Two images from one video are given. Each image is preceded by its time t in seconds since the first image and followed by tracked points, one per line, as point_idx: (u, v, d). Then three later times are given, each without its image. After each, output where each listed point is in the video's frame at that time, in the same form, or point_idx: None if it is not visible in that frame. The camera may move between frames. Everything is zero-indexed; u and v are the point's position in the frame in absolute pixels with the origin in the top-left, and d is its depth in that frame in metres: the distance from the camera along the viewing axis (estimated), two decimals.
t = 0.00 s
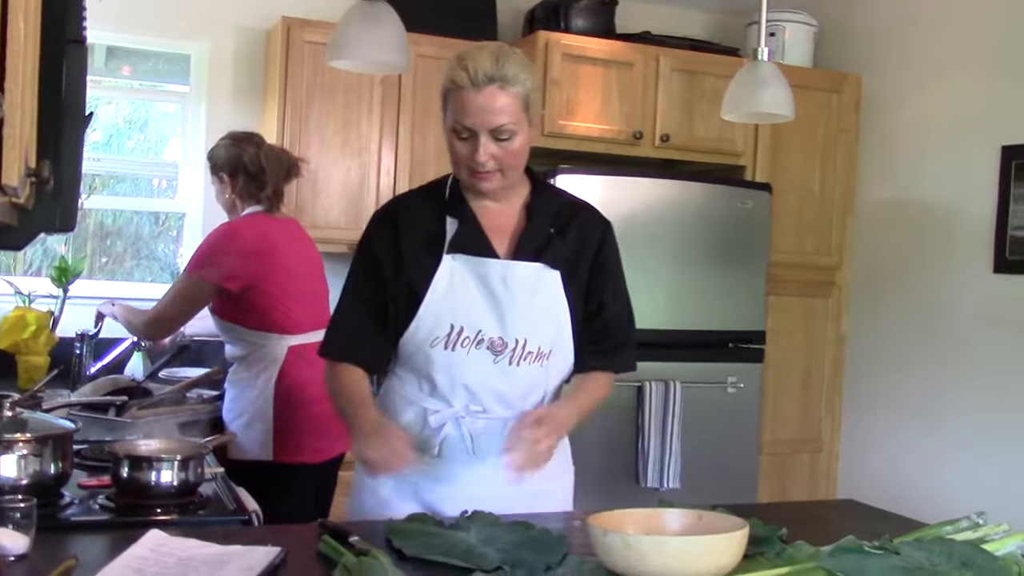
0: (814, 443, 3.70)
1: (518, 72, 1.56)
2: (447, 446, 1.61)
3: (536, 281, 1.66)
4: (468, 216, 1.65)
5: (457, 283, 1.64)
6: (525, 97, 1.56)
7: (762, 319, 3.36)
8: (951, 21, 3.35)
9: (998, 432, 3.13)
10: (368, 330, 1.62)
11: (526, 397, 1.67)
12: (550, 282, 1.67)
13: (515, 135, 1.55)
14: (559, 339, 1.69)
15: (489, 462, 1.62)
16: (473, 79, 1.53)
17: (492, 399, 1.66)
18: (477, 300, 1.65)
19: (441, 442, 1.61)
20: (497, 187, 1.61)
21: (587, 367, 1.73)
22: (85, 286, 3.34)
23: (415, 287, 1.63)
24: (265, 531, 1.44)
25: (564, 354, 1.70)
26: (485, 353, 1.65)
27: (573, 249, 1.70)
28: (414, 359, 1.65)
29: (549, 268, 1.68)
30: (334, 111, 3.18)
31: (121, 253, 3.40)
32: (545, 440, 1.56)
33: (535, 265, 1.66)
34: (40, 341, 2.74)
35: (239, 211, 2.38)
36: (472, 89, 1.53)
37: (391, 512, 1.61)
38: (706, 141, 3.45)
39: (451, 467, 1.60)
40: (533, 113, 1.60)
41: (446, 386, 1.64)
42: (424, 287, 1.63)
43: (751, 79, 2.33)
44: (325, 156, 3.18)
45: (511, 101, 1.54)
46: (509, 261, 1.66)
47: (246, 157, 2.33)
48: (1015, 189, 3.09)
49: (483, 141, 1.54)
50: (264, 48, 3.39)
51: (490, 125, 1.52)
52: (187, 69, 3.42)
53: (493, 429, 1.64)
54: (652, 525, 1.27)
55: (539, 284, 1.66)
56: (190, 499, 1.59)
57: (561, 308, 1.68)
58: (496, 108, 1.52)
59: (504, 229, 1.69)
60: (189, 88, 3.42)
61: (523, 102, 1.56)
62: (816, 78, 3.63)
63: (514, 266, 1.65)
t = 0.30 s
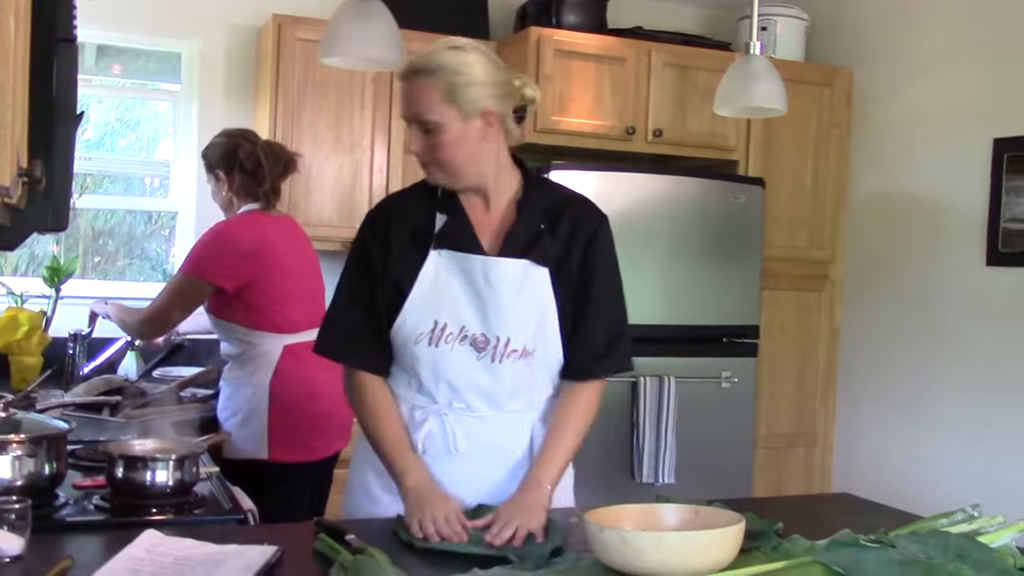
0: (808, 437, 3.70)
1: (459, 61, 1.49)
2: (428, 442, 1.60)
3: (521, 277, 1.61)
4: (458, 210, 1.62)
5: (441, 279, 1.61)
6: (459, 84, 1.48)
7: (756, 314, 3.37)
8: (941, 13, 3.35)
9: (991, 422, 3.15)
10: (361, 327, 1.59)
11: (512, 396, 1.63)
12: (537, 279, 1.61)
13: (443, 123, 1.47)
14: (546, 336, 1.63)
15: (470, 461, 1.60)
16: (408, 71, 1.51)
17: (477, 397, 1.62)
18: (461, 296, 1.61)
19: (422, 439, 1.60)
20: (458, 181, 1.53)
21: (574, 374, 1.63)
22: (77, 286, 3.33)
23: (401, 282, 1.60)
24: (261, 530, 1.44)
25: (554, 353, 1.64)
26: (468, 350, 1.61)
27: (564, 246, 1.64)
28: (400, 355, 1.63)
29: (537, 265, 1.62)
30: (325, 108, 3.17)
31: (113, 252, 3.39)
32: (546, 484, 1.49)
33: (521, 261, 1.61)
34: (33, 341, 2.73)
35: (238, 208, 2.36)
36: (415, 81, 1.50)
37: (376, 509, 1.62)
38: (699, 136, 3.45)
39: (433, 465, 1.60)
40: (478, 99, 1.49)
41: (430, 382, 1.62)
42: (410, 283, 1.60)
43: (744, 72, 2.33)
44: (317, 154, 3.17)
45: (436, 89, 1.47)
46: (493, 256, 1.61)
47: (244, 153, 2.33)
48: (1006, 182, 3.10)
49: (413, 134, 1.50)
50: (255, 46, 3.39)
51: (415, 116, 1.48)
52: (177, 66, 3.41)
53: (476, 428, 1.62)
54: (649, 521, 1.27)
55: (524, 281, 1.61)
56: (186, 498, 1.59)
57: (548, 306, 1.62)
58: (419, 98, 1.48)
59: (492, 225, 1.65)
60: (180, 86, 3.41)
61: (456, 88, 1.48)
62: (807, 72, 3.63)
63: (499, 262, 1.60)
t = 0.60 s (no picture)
0: (806, 432, 3.71)
1: (449, 57, 1.51)
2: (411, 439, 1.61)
3: (498, 274, 1.59)
4: (449, 209, 1.65)
5: (424, 277, 1.63)
6: (452, 79, 1.50)
7: (753, 310, 3.37)
8: (935, 7, 3.35)
9: (989, 415, 3.15)
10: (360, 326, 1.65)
11: (493, 395, 1.61)
12: (514, 276, 1.59)
13: (440, 119, 1.49)
14: (527, 334, 1.60)
15: (450, 460, 1.60)
16: (400, 72, 1.53)
17: (459, 396, 1.62)
18: (440, 293, 1.62)
19: (406, 435, 1.62)
20: (456, 179, 1.55)
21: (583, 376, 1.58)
22: (73, 288, 3.33)
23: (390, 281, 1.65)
24: (260, 531, 1.44)
25: (535, 351, 1.61)
26: (447, 348, 1.62)
27: (549, 241, 1.60)
28: (391, 352, 1.66)
29: (520, 262, 1.59)
30: (320, 109, 3.17)
31: (108, 254, 3.39)
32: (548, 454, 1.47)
33: (501, 257, 1.59)
34: (30, 345, 2.72)
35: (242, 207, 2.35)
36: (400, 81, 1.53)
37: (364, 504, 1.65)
38: (694, 132, 3.45)
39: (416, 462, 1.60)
40: (471, 94, 1.51)
41: (415, 380, 1.63)
42: (397, 281, 1.65)
43: (738, 69, 2.33)
44: (313, 154, 3.17)
45: (432, 85, 1.50)
46: (472, 254, 1.62)
47: (252, 152, 2.33)
48: (1002, 175, 3.10)
49: (412, 132, 1.52)
50: (250, 47, 3.38)
51: (414, 114, 1.50)
52: (172, 68, 3.41)
53: (457, 427, 1.61)
54: (649, 518, 1.27)
55: (500, 277, 1.59)
56: (185, 500, 1.59)
57: (526, 302, 1.59)
58: (414, 96, 1.50)
59: (478, 222, 1.65)
60: (174, 88, 3.41)
61: (448, 84, 1.50)
62: (802, 67, 3.63)
63: (475, 259, 1.60)
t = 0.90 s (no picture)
0: (806, 431, 3.71)
1: (483, 54, 1.50)
2: (433, 450, 1.61)
3: (519, 282, 1.62)
4: (458, 213, 1.63)
5: (438, 287, 1.62)
6: (492, 79, 1.50)
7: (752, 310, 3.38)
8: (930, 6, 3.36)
9: (988, 412, 3.15)
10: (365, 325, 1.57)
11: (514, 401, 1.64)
12: (535, 283, 1.62)
13: (485, 117, 1.48)
14: (545, 339, 1.65)
15: (474, 467, 1.61)
16: (435, 64, 1.49)
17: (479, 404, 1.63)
18: (458, 303, 1.62)
19: (426, 446, 1.61)
20: (479, 179, 1.54)
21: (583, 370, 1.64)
22: (72, 296, 3.33)
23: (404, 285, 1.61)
24: (262, 536, 1.44)
25: (553, 354, 1.66)
26: (467, 357, 1.63)
27: (564, 246, 1.65)
28: (402, 362, 1.65)
29: (539, 269, 1.62)
30: (317, 114, 3.17)
31: (105, 261, 3.39)
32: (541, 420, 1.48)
33: (521, 266, 1.62)
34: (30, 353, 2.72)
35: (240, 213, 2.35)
36: (435, 74, 1.49)
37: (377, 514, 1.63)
38: (691, 133, 3.46)
39: (439, 471, 1.61)
40: (507, 95, 1.53)
41: (432, 390, 1.63)
42: (409, 287, 1.62)
43: (734, 70, 2.34)
44: (310, 159, 3.17)
45: (476, 82, 1.48)
46: (491, 262, 1.63)
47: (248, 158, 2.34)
48: (999, 172, 3.10)
49: (450, 126, 1.47)
50: (246, 53, 3.39)
51: (455, 108, 1.47)
52: (169, 75, 3.41)
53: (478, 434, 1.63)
54: (650, 519, 1.27)
55: (521, 286, 1.62)
56: (187, 507, 1.59)
57: (546, 308, 1.63)
58: (460, 90, 1.47)
59: (491, 227, 1.66)
60: (171, 95, 3.41)
61: (492, 83, 1.50)
62: (797, 67, 3.64)
63: (495, 268, 1.61)
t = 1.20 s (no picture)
0: (808, 436, 3.71)
1: (508, 52, 1.50)
2: (452, 452, 1.57)
3: (543, 283, 1.60)
4: (474, 214, 1.59)
5: (461, 288, 1.57)
6: (517, 78, 1.51)
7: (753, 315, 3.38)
8: (932, 11, 3.36)
9: (990, 418, 3.15)
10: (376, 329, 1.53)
11: (533, 403, 1.62)
12: (558, 284, 1.62)
13: (508, 114, 1.48)
14: (563, 341, 1.65)
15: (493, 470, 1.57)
16: (462, 61, 1.48)
17: (500, 406, 1.60)
18: (482, 303, 1.59)
19: (445, 449, 1.57)
20: (499, 176, 1.52)
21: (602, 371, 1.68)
22: (75, 298, 3.33)
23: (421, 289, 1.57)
24: (264, 538, 1.44)
25: (571, 354, 1.66)
26: (491, 359, 1.59)
27: (583, 248, 1.66)
28: (417, 365, 1.60)
29: (559, 269, 1.62)
30: (319, 119, 3.18)
31: (106, 264, 3.40)
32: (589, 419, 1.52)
33: (543, 267, 1.61)
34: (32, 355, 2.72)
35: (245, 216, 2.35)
36: (462, 71, 1.48)
37: (390, 516, 1.56)
38: (693, 137, 3.46)
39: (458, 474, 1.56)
40: (528, 97, 1.54)
41: (451, 393, 1.59)
42: (428, 290, 1.57)
43: (738, 75, 2.34)
44: (312, 163, 3.18)
45: (503, 80, 1.48)
46: (515, 263, 1.60)
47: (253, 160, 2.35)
48: (1000, 177, 3.10)
49: (476, 122, 1.46)
50: (248, 57, 3.39)
51: (482, 103, 1.46)
52: (172, 79, 3.42)
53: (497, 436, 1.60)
54: (653, 522, 1.27)
55: (546, 287, 1.60)
56: (189, 509, 1.59)
57: (567, 309, 1.63)
58: (488, 86, 1.46)
59: (509, 229, 1.63)
60: (174, 98, 3.42)
61: (517, 83, 1.50)
62: (800, 72, 3.64)
63: (521, 269, 1.59)
